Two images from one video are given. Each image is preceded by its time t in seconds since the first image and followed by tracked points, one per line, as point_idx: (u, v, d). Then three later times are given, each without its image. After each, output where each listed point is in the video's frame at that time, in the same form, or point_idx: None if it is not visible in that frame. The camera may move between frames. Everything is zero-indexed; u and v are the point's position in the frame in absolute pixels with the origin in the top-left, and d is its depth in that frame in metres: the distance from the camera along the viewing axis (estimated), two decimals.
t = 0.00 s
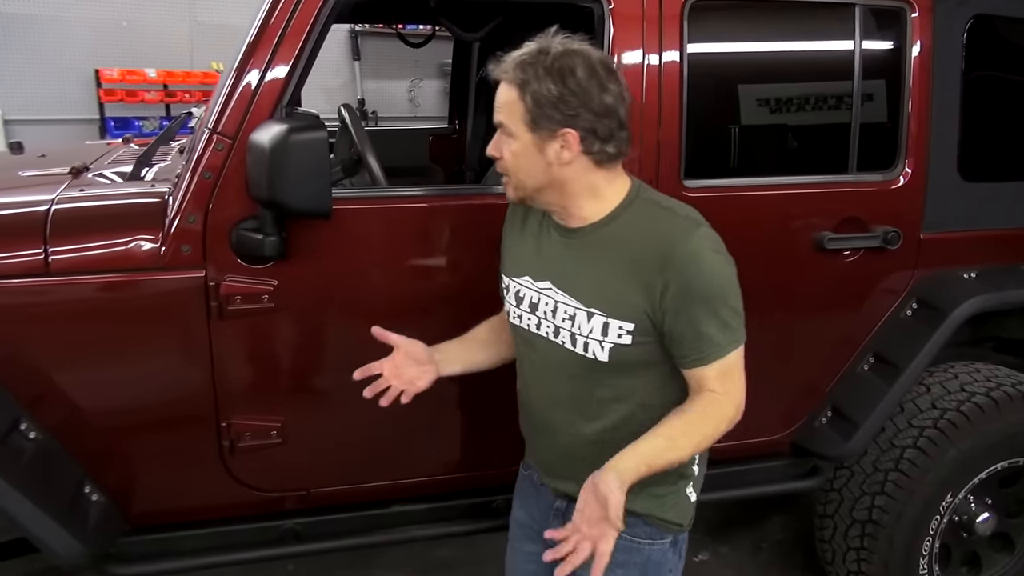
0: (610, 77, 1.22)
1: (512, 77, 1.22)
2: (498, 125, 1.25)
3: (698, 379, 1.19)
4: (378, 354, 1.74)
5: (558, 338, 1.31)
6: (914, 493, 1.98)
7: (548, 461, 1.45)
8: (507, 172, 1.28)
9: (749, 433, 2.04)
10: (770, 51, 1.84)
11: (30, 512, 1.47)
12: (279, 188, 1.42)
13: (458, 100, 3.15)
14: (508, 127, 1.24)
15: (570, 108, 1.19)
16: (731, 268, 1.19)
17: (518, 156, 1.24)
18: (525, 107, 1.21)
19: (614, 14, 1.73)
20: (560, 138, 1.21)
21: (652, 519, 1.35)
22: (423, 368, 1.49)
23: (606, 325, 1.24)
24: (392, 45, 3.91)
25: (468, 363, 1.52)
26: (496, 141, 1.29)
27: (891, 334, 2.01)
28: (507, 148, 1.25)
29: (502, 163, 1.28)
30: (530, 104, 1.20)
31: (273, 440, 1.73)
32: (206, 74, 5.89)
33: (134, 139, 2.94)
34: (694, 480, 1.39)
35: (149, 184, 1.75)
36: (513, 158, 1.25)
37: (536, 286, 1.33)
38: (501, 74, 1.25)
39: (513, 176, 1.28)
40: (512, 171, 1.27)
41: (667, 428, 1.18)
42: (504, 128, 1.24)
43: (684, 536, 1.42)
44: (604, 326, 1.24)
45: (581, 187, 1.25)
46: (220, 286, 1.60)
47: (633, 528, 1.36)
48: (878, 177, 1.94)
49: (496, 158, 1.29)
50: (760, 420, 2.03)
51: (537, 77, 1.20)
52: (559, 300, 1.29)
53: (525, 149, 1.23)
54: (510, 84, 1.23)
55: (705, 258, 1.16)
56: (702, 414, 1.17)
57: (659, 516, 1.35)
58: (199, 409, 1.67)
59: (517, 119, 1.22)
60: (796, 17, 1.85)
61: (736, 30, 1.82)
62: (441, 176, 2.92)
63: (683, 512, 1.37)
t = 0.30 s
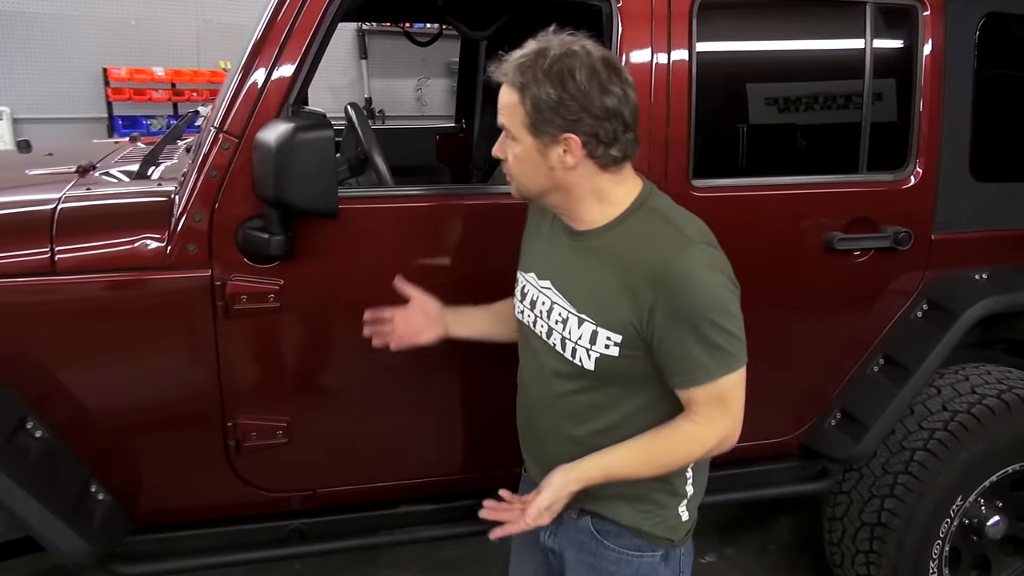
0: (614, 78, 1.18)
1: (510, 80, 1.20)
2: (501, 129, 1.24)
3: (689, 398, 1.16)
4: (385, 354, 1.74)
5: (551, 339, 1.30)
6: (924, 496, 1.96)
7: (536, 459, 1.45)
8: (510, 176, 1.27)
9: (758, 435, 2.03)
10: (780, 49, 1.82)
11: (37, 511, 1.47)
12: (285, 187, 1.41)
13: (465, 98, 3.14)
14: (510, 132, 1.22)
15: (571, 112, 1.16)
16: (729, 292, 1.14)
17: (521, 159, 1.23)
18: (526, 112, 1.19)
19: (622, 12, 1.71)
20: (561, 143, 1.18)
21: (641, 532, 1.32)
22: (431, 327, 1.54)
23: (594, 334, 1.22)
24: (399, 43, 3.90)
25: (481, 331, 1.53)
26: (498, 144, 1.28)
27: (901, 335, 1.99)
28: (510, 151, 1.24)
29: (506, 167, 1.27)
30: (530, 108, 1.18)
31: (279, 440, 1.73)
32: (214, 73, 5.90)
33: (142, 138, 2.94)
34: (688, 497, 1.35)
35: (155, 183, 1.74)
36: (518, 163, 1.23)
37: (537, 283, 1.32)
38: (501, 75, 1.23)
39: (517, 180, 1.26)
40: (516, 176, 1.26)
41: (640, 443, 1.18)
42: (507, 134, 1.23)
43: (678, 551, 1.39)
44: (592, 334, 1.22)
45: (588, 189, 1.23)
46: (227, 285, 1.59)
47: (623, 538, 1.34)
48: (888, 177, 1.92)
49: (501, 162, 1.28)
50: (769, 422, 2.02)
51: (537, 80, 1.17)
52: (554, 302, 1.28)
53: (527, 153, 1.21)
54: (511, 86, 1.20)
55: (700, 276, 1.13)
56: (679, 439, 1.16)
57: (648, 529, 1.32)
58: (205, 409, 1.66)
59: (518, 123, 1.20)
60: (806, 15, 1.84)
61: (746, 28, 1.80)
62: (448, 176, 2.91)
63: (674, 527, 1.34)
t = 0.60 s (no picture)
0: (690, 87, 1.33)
1: (654, 72, 1.19)
2: (634, 126, 1.19)
3: (714, 424, 1.18)
4: (394, 352, 1.74)
5: (580, 348, 1.33)
6: (931, 499, 1.96)
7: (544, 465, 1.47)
8: (625, 176, 1.20)
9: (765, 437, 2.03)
10: (789, 52, 1.83)
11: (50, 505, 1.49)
12: (298, 187, 1.42)
13: (474, 98, 3.15)
14: (648, 126, 1.19)
15: (703, 108, 1.23)
16: (769, 323, 1.18)
17: (650, 158, 1.20)
18: (670, 106, 1.20)
19: (633, 14, 1.72)
20: (690, 140, 1.23)
21: (652, 553, 1.34)
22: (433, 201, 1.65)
23: (628, 348, 1.25)
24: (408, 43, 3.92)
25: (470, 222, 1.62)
26: (608, 142, 1.20)
27: (908, 338, 2.00)
28: (640, 150, 1.19)
29: (626, 166, 1.19)
30: (677, 102, 1.20)
31: (289, 437, 1.74)
32: (224, 72, 5.93)
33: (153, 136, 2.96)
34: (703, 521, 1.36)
35: (168, 181, 1.76)
36: (647, 159, 1.20)
37: (570, 289, 1.36)
38: (628, 66, 1.20)
39: (634, 181, 1.20)
40: (635, 175, 1.20)
41: (657, 459, 1.20)
42: (641, 128, 1.19)
43: None
44: (625, 348, 1.25)
45: (673, 197, 1.28)
46: (238, 283, 1.61)
47: (634, 558, 1.36)
48: (897, 181, 1.92)
49: (615, 161, 1.19)
50: (776, 424, 2.03)
51: (680, 75, 1.21)
52: (586, 310, 1.31)
53: (660, 151, 1.20)
54: (653, 80, 1.19)
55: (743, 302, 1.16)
56: (692, 461, 1.18)
57: (659, 551, 1.34)
58: (215, 405, 1.68)
59: (660, 118, 1.19)
60: (817, 18, 1.84)
61: (756, 31, 1.81)
62: (457, 175, 2.92)
63: (689, 551, 1.36)
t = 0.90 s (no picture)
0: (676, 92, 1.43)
1: (682, 70, 1.27)
2: (670, 121, 1.25)
3: (756, 407, 1.26)
4: (401, 351, 1.77)
5: (607, 354, 1.37)
6: (935, 498, 1.98)
7: (575, 473, 1.50)
8: (663, 172, 1.26)
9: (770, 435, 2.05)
10: (795, 54, 1.84)
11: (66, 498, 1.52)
12: (311, 186, 1.44)
13: (481, 99, 3.16)
14: (680, 122, 1.26)
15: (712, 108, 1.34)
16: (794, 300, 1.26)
17: (682, 154, 1.27)
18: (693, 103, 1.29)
19: (641, 16, 1.73)
20: (701, 138, 1.33)
21: (688, 550, 1.42)
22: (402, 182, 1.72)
23: (665, 350, 1.30)
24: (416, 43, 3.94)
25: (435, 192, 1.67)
26: (645, 138, 1.25)
27: (912, 338, 2.01)
28: (673, 145, 1.26)
29: (663, 161, 1.25)
30: (699, 100, 1.29)
31: (299, 433, 1.76)
32: (232, 72, 5.96)
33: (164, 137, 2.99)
34: (728, 510, 1.45)
35: (181, 180, 1.78)
36: (679, 156, 1.26)
37: (585, 295, 1.39)
38: (657, 64, 1.26)
39: (668, 176, 1.26)
40: (669, 171, 1.26)
41: (711, 448, 1.27)
42: (674, 124, 1.26)
43: (721, 563, 1.49)
44: (662, 350, 1.30)
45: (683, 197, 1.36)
46: (251, 281, 1.63)
47: (669, 558, 1.43)
48: (902, 182, 1.94)
49: (654, 156, 1.25)
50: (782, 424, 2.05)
51: (698, 75, 1.30)
52: (609, 317, 1.35)
53: (688, 147, 1.28)
54: (680, 77, 1.27)
55: (773, 288, 1.24)
56: (748, 441, 1.26)
57: (695, 548, 1.42)
58: (227, 402, 1.70)
59: (689, 114, 1.27)
60: (823, 19, 1.86)
61: (762, 33, 1.82)
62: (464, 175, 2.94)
63: (718, 543, 1.44)
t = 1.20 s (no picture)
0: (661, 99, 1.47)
1: (670, 76, 1.30)
2: (662, 126, 1.28)
3: (765, 403, 1.30)
4: (404, 350, 1.79)
5: (615, 358, 1.41)
6: (932, 495, 2.00)
7: (589, 473, 1.53)
8: (659, 177, 1.28)
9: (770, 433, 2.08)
10: (794, 55, 1.87)
11: (75, 493, 1.54)
12: (318, 185, 1.47)
13: (482, 99, 3.19)
14: (671, 127, 1.29)
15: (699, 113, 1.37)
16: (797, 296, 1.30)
17: (676, 158, 1.30)
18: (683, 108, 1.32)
19: (642, 18, 1.75)
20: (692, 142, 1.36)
21: (703, 543, 1.45)
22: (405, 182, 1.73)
23: (673, 352, 1.33)
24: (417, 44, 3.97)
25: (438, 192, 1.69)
26: (639, 144, 1.28)
27: (909, 337, 2.04)
28: (667, 149, 1.29)
29: (658, 166, 1.28)
30: (688, 105, 1.32)
31: (304, 430, 1.78)
32: (233, 72, 5.98)
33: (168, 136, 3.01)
34: (739, 500, 1.49)
35: (188, 179, 1.80)
36: (673, 160, 1.29)
37: (591, 301, 1.42)
38: (647, 71, 1.30)
39: (663, 181, 1.29)
40: (665, 175, 1.29)
41: (723, 446, 1.31)
42: (667, 128, 1.29)
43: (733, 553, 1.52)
44: (669, 353, 1.34)
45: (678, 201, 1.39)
46: (257, 279, 1.65)
47: (686, 551, 1.46)
48: (899, 181, 1.96)
49: (649, 161, 1.27)
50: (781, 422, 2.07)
51: (685, 80, 1.33)
52: (616, 323, 1.39)
53: (682, 151, 1.31)
54: (668, 83, 1.30)
55: (775, 286, 1.27)
56: (760, 436, 1.30)
57: (710, 540, 1.45)
58: (232, 399, 1.72)
59: (679, 119, 1.30)
60: (820, 22, 1.88)
61: (761, 34, 1.85)
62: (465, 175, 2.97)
63: (729, 533, 1.48)
